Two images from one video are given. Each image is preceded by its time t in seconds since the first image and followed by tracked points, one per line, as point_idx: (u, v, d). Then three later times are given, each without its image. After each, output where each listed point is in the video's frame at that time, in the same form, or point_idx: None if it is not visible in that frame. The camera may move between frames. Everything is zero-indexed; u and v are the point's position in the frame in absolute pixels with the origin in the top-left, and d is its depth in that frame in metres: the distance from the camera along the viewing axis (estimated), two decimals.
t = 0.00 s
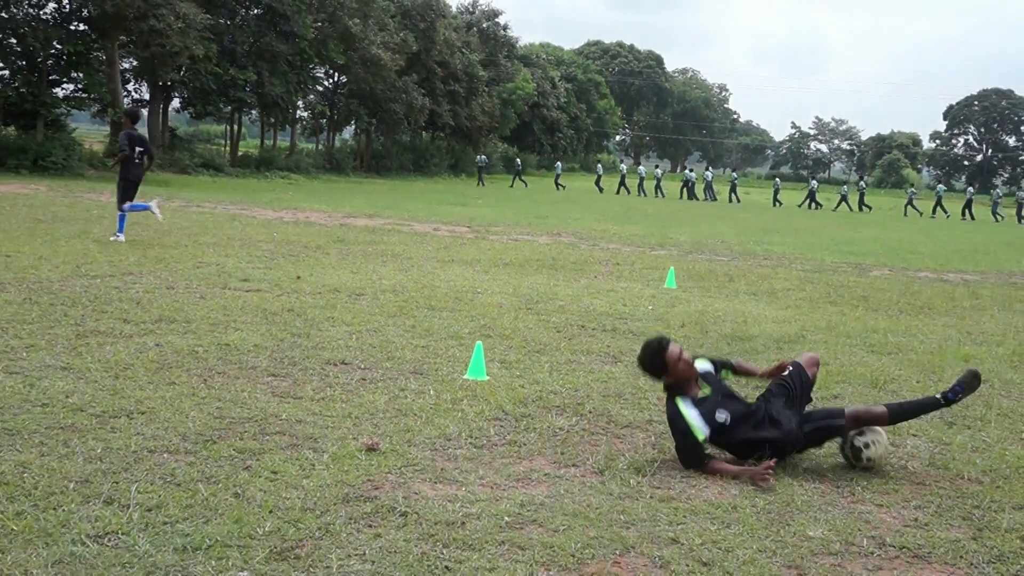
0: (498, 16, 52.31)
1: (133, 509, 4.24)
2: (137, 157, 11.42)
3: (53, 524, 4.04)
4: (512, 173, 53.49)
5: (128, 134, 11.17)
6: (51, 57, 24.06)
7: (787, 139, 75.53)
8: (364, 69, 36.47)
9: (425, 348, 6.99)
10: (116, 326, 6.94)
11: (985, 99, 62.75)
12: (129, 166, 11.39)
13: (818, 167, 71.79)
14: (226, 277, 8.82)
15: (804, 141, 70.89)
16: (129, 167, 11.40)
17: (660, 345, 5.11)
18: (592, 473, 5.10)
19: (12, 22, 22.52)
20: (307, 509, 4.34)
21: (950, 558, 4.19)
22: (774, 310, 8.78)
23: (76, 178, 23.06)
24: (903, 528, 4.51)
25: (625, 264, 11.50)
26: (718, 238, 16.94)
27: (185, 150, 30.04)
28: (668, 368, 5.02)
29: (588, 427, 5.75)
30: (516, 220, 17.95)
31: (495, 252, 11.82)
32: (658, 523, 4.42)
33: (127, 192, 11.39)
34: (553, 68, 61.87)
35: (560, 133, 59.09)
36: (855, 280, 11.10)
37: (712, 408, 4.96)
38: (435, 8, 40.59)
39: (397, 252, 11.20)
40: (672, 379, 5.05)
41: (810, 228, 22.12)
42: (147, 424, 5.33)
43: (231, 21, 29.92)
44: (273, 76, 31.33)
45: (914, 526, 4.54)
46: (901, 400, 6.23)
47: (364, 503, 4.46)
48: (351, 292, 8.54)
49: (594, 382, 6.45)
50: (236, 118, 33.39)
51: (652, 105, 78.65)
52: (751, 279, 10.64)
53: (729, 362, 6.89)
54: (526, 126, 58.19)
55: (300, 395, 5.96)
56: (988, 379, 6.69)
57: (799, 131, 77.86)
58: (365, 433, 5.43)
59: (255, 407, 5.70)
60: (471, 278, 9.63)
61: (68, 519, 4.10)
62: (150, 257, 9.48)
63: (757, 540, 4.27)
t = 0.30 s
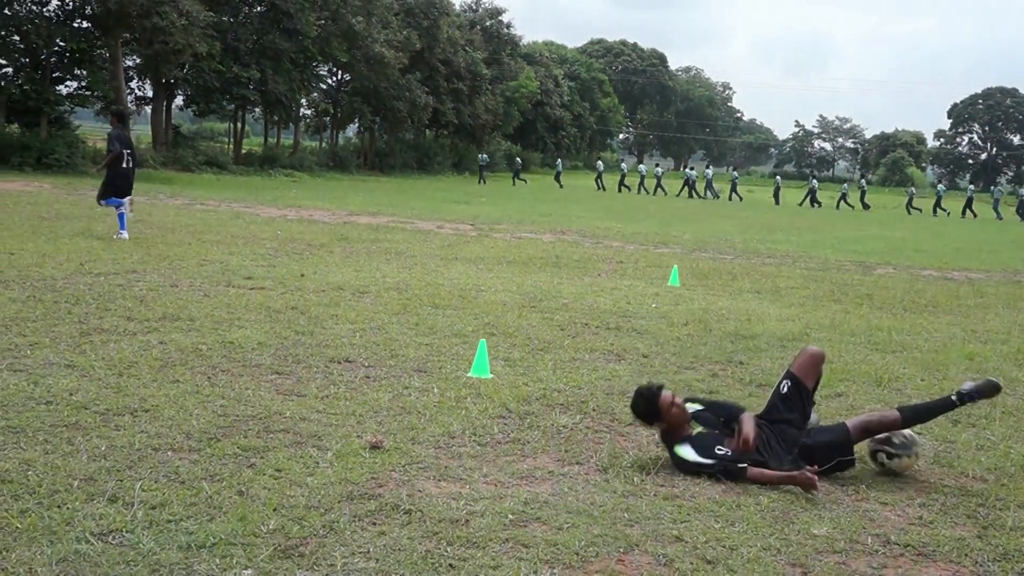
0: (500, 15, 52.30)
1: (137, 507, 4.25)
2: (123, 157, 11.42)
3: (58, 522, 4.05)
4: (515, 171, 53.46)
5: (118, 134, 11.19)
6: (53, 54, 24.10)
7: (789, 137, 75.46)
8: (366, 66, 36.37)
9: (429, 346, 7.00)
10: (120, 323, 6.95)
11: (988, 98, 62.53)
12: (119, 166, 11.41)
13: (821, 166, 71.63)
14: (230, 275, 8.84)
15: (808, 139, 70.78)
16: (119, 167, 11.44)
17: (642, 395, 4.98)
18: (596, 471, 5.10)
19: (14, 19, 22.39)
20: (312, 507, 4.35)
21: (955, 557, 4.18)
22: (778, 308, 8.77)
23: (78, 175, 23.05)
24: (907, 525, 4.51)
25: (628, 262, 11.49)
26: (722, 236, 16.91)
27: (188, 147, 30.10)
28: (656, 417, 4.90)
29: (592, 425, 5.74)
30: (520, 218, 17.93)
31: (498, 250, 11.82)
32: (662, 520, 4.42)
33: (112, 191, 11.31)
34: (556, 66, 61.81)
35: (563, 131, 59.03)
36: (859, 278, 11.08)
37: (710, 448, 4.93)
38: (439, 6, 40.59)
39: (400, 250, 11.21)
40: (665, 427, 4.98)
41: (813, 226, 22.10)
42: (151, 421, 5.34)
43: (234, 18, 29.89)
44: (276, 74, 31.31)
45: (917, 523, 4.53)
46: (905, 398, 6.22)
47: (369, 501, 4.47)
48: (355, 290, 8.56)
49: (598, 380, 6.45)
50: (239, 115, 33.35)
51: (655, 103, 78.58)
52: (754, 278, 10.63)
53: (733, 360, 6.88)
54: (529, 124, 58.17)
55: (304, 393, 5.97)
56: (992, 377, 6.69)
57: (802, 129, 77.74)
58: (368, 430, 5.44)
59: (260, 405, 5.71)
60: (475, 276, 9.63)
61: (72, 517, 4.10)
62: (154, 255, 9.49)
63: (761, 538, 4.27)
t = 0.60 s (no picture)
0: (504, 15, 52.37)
1: (143, 507, 4.25)
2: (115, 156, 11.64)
3: (64, 522, 4.05)
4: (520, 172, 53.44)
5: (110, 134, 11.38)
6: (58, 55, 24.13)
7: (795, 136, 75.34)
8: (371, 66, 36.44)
9: (435, 345, 7.00)
10: (126, 324, 6.97)
11: (994, 95, 62.38)
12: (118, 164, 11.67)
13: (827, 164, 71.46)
14: (236, 275, 8.85)
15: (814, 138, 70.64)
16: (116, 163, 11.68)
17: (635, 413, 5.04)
18: (602, 470, 5.10)
19: (19, 20, 22.62)
20: (318, 507, 4.35)
21: (962, 556, 4.17)
22: (783, 307, 8.75)
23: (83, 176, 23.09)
24: (915, 525, 4.50)
25: (634, 261, 11.47)
26: (729, 235, 16.87)
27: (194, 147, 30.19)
28: (651, 431, 4.96)
29: (598, 425, 5.74)
30: (525, 217, 17.92)
31: (504, 249, 11.81)
32: (668, 520, 4.41)
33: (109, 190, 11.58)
34: (561, 66, 61.80)
35: (568, 130, 58.99)
36: (865, 277, 11.05)
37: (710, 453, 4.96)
38: (443, 5, 40.67)
39: (406, 249, 11.21)
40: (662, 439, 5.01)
41: (818, 224, 22.06)
42: (158, 421, 5.35)
43: (238, 18, 30.02)
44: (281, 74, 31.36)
45: (925, 523, 4.52)
46: (912, 398, 6.20)
47: (375, 501, 4.46)
48: (361, 290, 8.56)
49: (603, 379, 6.44)
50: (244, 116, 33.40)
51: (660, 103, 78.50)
52: (759, 276, 10.60)
53: (739, 359, 6.86)
54: (534, 124, 58.16)
55: (310, 392, 5.97)
56: (999, 375, 6.66)
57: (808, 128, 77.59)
58: (374, 430, 5.44)
59: (266, 405, 5.72)
60: (480, 275, 9.63)
61: (79, 517, 4.11)
62: (160, 255, 9.51)
63: (767, 538, 4.26)
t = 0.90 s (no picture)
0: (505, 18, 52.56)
1: (144, 509, 4.25)
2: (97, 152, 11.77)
3: (64, 524, 4.05)
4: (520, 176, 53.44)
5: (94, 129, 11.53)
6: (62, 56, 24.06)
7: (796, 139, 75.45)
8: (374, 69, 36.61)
9: (435, 347, 7.00)
10: (128, 325, 6.96)
11: (997, 97, 62.59)
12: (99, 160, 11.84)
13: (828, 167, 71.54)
14: (238, 276, 8.85)
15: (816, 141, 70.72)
16: (96, 160, 11.84)
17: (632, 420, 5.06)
18: (602, 473, 5.09)
19: (23, 21, 22.68)
20: (318, 509, 4.34)
21: (963, 559, 4.16)
22: (784, 309, 8.75)
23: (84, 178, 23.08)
24: (915, 527, 4.50)
25: (636, 263, 11.48)
26: (731, 237, 16.87)
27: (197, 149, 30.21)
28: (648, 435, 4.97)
29: (598, 427, 5.74)
30: (527, 219, 17.94)
31: (505, 251, 11.81)
32: (668, 523, 4.41)
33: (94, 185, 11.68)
34: (562, 70, 61.93)
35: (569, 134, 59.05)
36: (865, 279, 11.06)
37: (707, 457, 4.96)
38: (445, 8, 40.85)
39: (408, 251, 11.21)
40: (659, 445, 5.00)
41: (820, 227, 22.11)
42: (158, 423, 5.35)
43: (240, 20, 30.13)
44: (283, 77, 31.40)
45: (926, 525, 4.52)
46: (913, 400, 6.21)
47: (376, 503, 4.46)
48: (362, 292, 8.57)
49: (604, 381, 6.44)
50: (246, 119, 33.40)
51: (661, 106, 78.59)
52: (760, 279, 10.61)
53: (740, 362, 6.86)
54: (535, 128, 58.23)
55: (310, 394, 5.97)
56: (1000, 378, 6.66)
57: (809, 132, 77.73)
58: (375, 432, 5.44)
59: (266, 407, 5.71)
60: (482, 277, 9.63)
61: (79, 519, 4.10)
62: (161, 256, 9.51)
63: (768, 541, 4.25)
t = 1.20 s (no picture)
0: (508, 18, 52.57)
1: (145, 507, 4.25)
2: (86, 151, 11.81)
3: (66, 522, 4.05)
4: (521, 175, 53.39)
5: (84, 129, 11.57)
6: (63, 55, 24.20)
7: (797, 139, 75.32)
8: (376, 66, 36.65)
9: (437, 346, 7.00)
10: (130, 324, 6.97)
11: (999, 97, 62.45)
12: (87, 158, 11.88)
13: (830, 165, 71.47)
14: (240, 275, 8.85)
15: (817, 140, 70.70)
16: (83, 159, 11.87)
17: (629, 421, 5.04)
18: (604, 471, 5.10)
19: (25, 20, 22.87)
20: (320, 508, 4.35)
21: (965, 558, 4.17)
22: (785, 309, 8.75)
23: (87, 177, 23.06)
24: (916, 527, 4.50)
25: (637, 262, 11.47)
26: (733, 236, 16.87)
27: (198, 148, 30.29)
28: (645, 438, 4.96)
29: (599, 426, 5.74)
30: (530, 218, 17.94)
31: (507, 250, 11.79)
32: (670, 522, 4.42)
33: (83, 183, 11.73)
34: (564, 69, 61.91)
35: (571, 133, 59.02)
36: (867, 279, 11.05)
37: (704, 459, 4.96)
38: (447, 8, 40.88)
39: (410, 250, 11.20)
40: (655, 448, 5.00)
41: (821, 226, 22.08)
42: (160, 421, 5.36)
43: (243, 18, 30.13)
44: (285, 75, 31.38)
45: (927, 525, 4.52)
46: (914, 400, 6.20)
47: (377, 501, 4.47)
48: (364, 291, 8.57)
49: (606, 380, 6.44)
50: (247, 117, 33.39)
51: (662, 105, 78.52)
52: (762, 278, 10.60)
53: (741, 361, 6.86)
54: (537, 126, 58.21)
55: (312, 393, 5.98)
56: (1003, 378, 6.66)
57: (811, 132, 77.62)
58: (377, 430, 5.45)
59: (266, 405, 5.71)
60: (484, 276, 9.62)
61: (81, 517, 4.11)
62: (163, 255, 9.51)
63: (770, 540, 4.26)
